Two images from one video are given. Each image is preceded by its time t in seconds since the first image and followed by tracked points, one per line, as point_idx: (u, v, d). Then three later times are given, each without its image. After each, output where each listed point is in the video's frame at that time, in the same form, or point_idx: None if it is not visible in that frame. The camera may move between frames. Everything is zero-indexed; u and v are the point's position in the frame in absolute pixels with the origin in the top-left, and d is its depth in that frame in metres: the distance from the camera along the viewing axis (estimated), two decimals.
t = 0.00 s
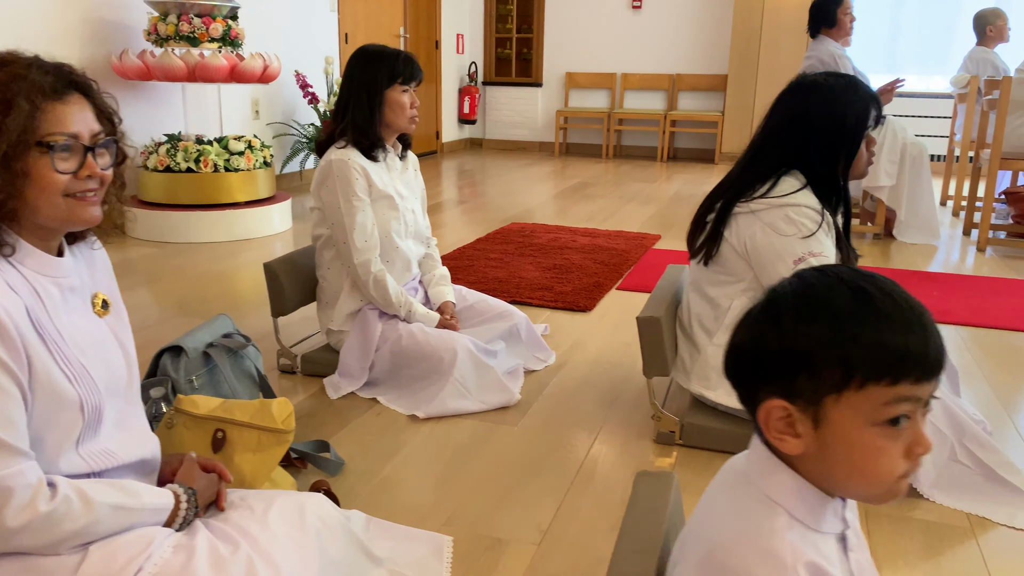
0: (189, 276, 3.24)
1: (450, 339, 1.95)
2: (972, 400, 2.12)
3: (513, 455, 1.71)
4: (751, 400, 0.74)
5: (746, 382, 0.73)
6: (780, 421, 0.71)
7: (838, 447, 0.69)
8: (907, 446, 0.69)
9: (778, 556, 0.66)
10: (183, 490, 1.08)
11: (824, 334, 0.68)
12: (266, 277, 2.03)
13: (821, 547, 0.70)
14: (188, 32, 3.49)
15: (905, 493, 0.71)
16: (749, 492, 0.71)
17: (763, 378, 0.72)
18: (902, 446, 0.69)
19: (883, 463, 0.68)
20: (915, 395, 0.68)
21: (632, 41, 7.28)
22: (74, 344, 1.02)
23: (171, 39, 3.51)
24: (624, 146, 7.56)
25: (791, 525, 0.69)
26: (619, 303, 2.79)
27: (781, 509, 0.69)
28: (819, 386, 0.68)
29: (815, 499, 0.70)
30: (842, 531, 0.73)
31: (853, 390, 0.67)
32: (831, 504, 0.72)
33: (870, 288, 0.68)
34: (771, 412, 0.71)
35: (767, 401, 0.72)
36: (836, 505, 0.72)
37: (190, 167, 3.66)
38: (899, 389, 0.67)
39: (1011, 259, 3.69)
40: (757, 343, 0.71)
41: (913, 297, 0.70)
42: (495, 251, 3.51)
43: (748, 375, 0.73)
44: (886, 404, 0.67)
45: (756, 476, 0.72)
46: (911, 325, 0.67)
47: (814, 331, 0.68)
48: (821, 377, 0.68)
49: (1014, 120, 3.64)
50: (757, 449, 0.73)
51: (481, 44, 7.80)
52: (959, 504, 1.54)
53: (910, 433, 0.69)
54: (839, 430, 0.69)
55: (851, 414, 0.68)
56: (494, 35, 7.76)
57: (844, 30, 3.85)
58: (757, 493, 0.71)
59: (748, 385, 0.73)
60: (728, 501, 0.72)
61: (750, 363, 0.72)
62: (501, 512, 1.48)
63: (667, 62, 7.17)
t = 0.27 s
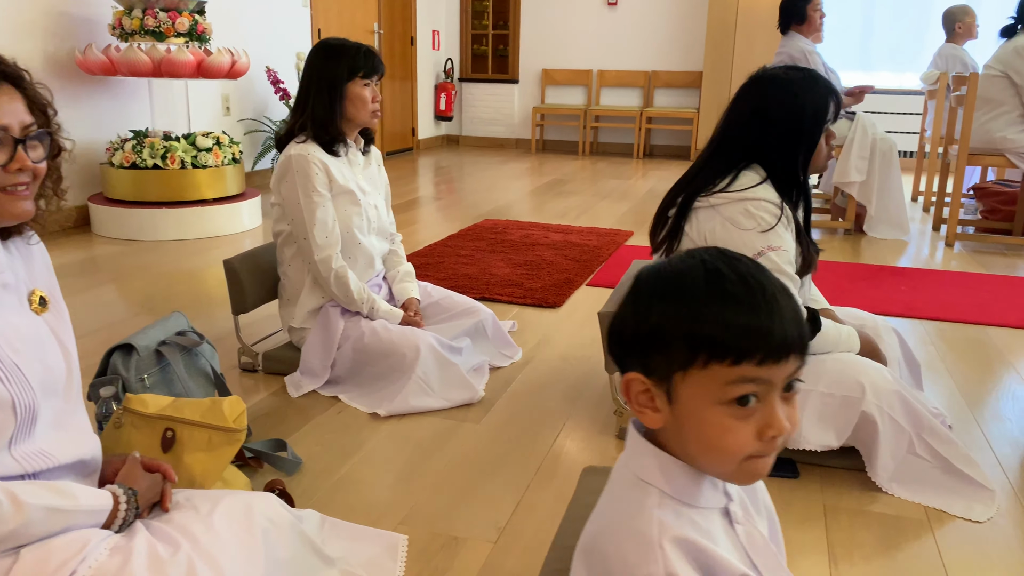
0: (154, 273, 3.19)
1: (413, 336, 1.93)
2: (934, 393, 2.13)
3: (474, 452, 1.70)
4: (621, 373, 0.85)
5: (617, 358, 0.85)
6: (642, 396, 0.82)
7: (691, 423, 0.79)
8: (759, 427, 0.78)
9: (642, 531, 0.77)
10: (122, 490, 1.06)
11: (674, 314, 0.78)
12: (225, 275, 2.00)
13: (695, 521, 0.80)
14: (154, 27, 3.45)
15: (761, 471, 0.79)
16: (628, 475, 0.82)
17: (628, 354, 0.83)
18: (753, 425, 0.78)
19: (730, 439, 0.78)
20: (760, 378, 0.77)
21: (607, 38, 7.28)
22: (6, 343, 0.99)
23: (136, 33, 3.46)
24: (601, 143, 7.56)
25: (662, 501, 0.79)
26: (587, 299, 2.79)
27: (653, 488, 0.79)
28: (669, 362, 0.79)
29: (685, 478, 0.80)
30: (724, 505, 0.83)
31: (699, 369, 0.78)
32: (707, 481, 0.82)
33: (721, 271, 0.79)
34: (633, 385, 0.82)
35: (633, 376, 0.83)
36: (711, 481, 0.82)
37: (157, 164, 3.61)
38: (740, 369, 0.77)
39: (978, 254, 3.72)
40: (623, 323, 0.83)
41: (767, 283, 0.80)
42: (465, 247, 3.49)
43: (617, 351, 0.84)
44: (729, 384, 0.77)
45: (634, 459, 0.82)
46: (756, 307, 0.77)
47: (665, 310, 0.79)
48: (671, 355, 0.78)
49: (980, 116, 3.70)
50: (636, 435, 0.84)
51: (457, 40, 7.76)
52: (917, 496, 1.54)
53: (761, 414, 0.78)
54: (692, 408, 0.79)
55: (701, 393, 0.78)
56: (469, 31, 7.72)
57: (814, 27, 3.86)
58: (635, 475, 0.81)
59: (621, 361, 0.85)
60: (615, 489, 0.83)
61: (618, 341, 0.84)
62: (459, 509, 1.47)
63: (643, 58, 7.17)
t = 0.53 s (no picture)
0: (132, 269, 3.16)
1: (389, 331, 1.91)
2: (910, 386, 2.14)
3: (450, 446, 1.68)
4: (567, 354, 0.88)
5: (562, 338, 0.88)
6: (589, 377, 0.86)
7: (640, 403, 0.84)
8: (703, 403, 0.84)
9: (589, 508, 0.81)
10: (82, 485, 1.04)
11: (626, 295, 0.81)
12: (199, 269, 1.98)
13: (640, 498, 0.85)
14: (131, 21, 3.40)
15: (704, 445, 0.86)
16: (573, 459, 0.87)
17: (575, 335, 0.86)
18: (697, 402, 0.84)
19: (679, 417, 0.83)
20: (706, 358, 0.83)
21: (592, 35, 7.28)
22: None
23: (113, 27, 3.42)
24: (586, 140, 7.55)
25: (607, 480, 0.84)
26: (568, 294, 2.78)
27: (596, 468, 0.84)
28: (620, 343, 0.83)
29: (628, 457, 0.85)
30: (665, 481, 0.89)
31: (652, 350, 0.82)
32: (647, 459, 0.88)
33: (669, 253, 0.83)
34: (581, 368, 0.86)
35: (579, 357, 0.86)
36: (652, 458, 0.88)
37: (135, 160, 3.57)
38: (691, 350, 0.82)
39: (959, 249, 3.73)
40: (570, 304, 0.85)
41: (710, 265, 0.85)
42: (447, 243, 3.47)
43: (563, 331, 0.87)
44: (680, 363, 0.82)
45: (577, 442, 0.87)
46: (704, 288, 0.82)
47: (617, 292, 0.82)
48: (623, 336, 0.82)
49: (960, 112, 3.72)
50: (577, 418, 0.89)
51: (441, 37, 7.74)
52: (892, 489, 1.53)
53: (706, 391, 0.84)
54: (641, 387, 0.84)
55: (652, 373, 0.83)
56: (454, 28, 7.70)
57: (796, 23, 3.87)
58: (579, 459, 0.86)
59: (565, 341, 0.88)
60: (560, 475, 0.88)
61: (566, 321, 0.86)
62: (433, 504, 1.45)
63: (627, 55, 7.17)
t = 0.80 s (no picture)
0: (117, 262, 3.14)
1: (370, 321, 1.91)
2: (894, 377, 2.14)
3: (429, 435, 1.68)
4: (557, 333, 0.88)
5: (556, 319, 0.87)
6: (584, 357, 0.87)
7: (639, 380, 0.87)
8: (696, 376, 0.88)
9: (572, 485, 0.81)
10: (49, 469, 1.03)
11: (631, 274, 0.82)
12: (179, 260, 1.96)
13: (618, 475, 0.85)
14: (116, 13, 3.39)
15: (694, 414, 0.90)
16: (552, 437, 0.87)
17: (571, 316, 0.86)
18: (691, 376, 0.88)
19: (677, 392, 0.87)
20: (703, 333, 0.87)
21: (582, 31, 7.27)
22: None
23: (98, 19, 3.40)
24: (576, 137, 7.54)
25: (588, 457, 0.84)
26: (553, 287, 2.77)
27: (577, 446, 0.85)
28: (623, 322, 0.84)
29: (610, 434, 0.86)
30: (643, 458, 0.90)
31: (655, 327, 0.84)
32: (627, 436, 0.89)
33: (664, 229, 0.85)
34: (577, 350, 0.87)
35: (575, 338, 0.87)
36: (632, 435, 0.89)
37: (120, 153, 3.55)
38: (692, 325, 0.85)
39: (947, 244, 3.74)
40: (565, 284, 0.85)
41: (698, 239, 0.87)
42: (434, 237, 3.45)
43: (558, 312, 0.86)
44: (681, 339, 0.85)
45: (558, 420, 0.88)
46: (701, 264, 0.85)
47: (620, 270, 0.82)
48: (626, 315, 0.83)
49: (946, 107, 3.73)
50: (558, 397, 0.89)
51: (432, 33, 7.72)
52: (870, 477, 1.53)
53: (697, 364, 0.88)
54: (641, 364, 0.86)
55: (652, 350, 0.85)
56: (445, 24, 7.69)
57: (783, 18, 3.87)
58: (559, 436, 0.86)
59: (557, 322, 0.88)
60: (539, 453, 0.88)
61: (560, 300, 0.86)
62: (410, 492, 1.45)
63: (617, 52, 7.17)
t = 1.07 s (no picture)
0: (104, 254, 3.13)
1: (352, 309, 1.90)
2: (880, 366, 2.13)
3: (410, 421, 1.67)
4: (544, 315, 0.78)
5: (547, 298, 0.77)
6: (576, 339, 0.77)
7: (632, 361, 0.79)
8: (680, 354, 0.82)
9: (545, 471, 0.72)
10: (17, 448, 1.02)
11: (633, 249, 0.74)
12: (162, 247, 1.95)
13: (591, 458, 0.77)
14: (103, 4, 3.39)
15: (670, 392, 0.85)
16: (522, 418, 0.78)
17: (565, 296, 0.75)
18: (677, 353, 0.82)
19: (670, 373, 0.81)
20: (692, 308, 0.81)
21: (575, 26, 7.28)
22: None
23: (85, 11, 3.40)
24: (570, 133, 7.55)
25: (561, 441, 0.75)
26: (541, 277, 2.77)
27: (550, 429, 0.76)
28: (622, 302, 0.76)
29: (586, 416, 0.77)
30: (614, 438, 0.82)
31: (652, 306, 0.77)
32: (601, 417, 0.80)
33: (660, 202, 0.78)
34: (569, 330, 0.77)
35: (567, 319, 0.77)
36: (605, 415, 0.81)
37: (108, 145, 3.53)
38: (686, 302, 0.79)
39: (938, 237, 3.73)
40: (562, 261, 0.74)
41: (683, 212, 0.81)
42: (423, 230, 3.44)
43: (551, 291, 0.76)
44: (675, 317, 0.79)
45: (529, 401, 0.78)
46: (695, 238, 0.79)
47: (624, 246, 0.74)
48: (627, 293, 0.75)
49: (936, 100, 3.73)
50: (529, 377, 0.80)
51: (425, 29, 7.73)
52: (851, 462, 1.53)
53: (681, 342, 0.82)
54: (633, 345, 0.78)
55: (647, 329, 0.78)
56: (438, 20, 7.69)
57: (773, 11, 3.87)
58: (528, 418, 0.77)
59: (543, 301, 0.77)
60: (506, 437, 0.79)
61: (552, 278, 0.75)
62: (388, 477, 1.44)
63: (611, 48, 7.18)
